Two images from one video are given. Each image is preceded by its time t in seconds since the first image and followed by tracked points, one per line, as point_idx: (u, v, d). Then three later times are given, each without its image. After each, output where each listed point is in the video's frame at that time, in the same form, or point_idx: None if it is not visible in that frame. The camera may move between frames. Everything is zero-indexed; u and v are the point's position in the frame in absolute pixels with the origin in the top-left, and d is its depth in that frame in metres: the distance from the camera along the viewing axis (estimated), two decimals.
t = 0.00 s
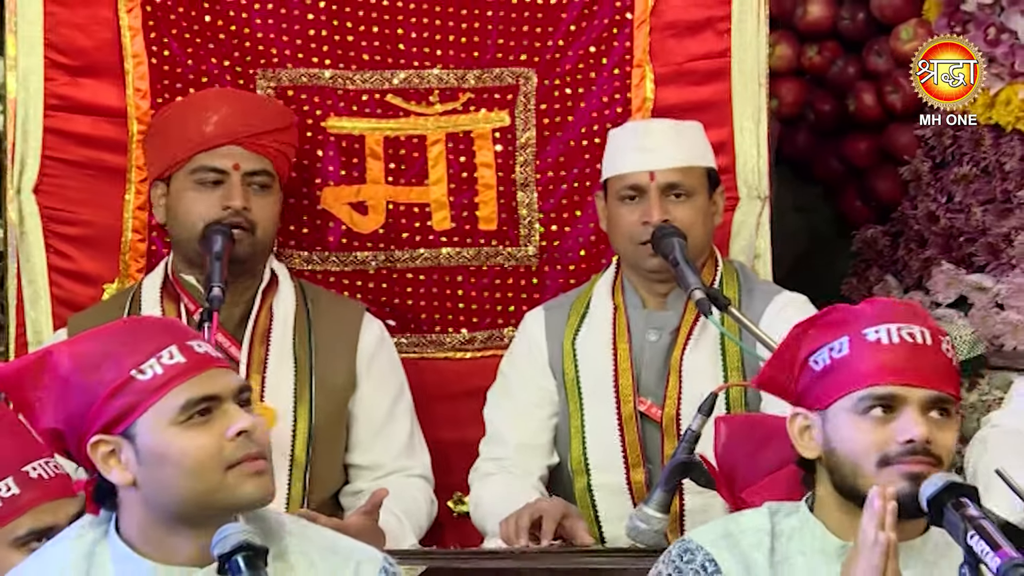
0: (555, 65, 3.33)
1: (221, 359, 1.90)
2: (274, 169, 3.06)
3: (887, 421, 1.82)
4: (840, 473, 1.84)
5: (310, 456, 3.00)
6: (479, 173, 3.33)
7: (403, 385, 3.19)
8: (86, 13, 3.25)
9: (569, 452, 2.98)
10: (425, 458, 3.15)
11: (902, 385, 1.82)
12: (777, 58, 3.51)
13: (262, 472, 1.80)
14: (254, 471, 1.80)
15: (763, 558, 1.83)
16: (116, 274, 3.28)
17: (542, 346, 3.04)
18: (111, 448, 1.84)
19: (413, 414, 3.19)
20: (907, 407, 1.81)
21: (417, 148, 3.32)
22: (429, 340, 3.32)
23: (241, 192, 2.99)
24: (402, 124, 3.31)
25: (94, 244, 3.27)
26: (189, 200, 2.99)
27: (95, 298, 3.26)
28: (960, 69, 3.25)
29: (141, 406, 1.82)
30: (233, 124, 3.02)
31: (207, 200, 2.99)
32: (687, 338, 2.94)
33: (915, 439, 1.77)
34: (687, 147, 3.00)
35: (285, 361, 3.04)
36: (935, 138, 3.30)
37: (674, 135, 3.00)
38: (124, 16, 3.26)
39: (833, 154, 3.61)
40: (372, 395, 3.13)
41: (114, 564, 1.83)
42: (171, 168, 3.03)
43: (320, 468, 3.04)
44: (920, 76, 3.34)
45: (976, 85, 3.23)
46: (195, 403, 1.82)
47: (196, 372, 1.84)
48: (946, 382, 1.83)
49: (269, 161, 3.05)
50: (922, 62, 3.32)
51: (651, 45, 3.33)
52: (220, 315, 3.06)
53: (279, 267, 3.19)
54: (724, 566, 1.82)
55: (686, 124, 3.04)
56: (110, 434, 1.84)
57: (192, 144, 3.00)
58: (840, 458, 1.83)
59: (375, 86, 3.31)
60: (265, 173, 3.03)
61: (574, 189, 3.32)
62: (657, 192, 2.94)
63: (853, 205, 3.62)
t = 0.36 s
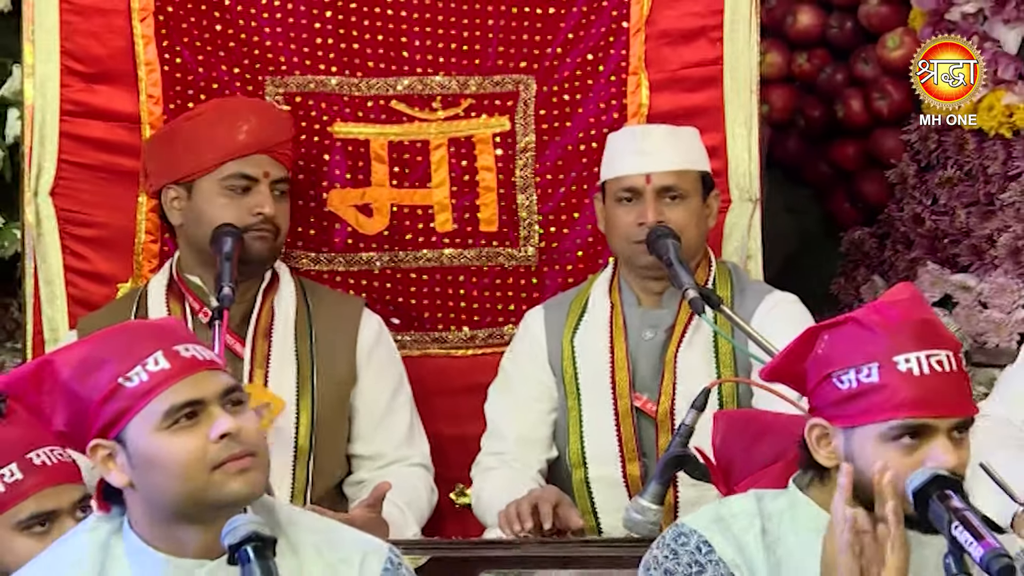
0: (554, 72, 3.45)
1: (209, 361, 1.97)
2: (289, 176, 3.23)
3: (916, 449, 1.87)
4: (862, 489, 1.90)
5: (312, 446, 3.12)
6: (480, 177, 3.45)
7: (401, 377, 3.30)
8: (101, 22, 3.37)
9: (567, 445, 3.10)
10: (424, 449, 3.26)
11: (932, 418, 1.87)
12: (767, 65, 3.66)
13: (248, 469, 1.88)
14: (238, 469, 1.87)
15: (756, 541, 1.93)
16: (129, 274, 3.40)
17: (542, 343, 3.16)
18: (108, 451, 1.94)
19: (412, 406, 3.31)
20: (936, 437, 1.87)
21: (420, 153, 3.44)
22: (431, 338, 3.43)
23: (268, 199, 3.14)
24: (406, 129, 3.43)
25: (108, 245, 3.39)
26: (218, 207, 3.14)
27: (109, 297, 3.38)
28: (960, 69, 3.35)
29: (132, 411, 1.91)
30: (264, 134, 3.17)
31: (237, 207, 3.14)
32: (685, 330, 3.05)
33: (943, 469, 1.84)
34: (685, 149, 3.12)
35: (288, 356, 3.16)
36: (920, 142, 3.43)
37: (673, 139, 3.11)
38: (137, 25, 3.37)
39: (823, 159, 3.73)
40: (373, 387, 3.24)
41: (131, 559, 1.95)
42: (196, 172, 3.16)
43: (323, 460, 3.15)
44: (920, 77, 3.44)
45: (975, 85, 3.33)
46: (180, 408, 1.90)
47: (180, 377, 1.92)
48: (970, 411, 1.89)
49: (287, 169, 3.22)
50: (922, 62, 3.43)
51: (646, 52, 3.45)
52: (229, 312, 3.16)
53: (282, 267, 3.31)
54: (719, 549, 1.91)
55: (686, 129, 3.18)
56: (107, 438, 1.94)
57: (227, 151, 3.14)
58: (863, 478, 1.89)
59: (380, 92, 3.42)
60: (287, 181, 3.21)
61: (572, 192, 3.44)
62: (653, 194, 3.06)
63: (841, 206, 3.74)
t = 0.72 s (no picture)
0: (553, 78, 3.57)
1: (248, 356, 2.08)
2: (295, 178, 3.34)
3: (904, 435, 1.98)
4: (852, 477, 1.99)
5: (320, 442, 3.25)
6: (482, 180, 3.57)
7: (406, 374, 3.41)
8: (114, 30, 3.49)
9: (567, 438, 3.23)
10: (428, 442, 3.38)
11: (917, 406, 1.98)
12: (759, 73, 3.78)
13: (285, 461, 1.99)
14: (277, 461, 1.98)
15: (738, 528, 2.03)
16: (143, 274, 3.52)
17: (541, 339, 3.28)
18: (145, 437, 2.04)
19: (417, 401, 3.42)
20: (923, 423, 1.98)
21: (423, 156, 3.56)
22: (434, 335, 3.56)
23: (274, 200, 3.26)
24: (410, 133, 3.55)
25: (122, 245, 3.51)
26: (226, 207, 3.26)
27: (123, 296, 3.50)
28: (960, 69, 3.50)
29: (175, 399, 2.01)
30: (268, 137, 3.29)
31: (245, 208, 3.25)
32: (676, 334, 3.16)
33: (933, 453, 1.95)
34: (680, 155, 3.25)
35: (296, 355, 3.29)
36: (907, 147, 3.56)
37: (668, 144, 3.24)
38: (150, 33, 3.49)
39: (813, 163, 3.86)
40: (379, 383, 3.36)
41: (145, 546, 2.03)
42: (206, 176, 3.28)
43: (331, 455, 3.28)
44: (920, 77, 3.58)
45: (975, 85, 3.48)
46: (226, 398, 2.01)
47: (225, 369, 2.02)
48: (951, 399, 2.01)
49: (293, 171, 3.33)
50: (922, 62, 3.57)
51: (642, 60, 3.58)
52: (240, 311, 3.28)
53: (291, 267, 3.42)
54: (701, 535, 2.01)
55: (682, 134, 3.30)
56: (145, 424, 2.03)
57: (235, 154, 3.27)
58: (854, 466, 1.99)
59: (385, 98, 3.55)
60: (293, 182, 3.32)
61: (571, 195, 3.56)
62: (647, 197, 3.18)
63: (830, 208, 3.86)
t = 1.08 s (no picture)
0: (553, 82, 3.70)
1: (251, 350, 2.20)
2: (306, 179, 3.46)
3: (876, 403, 2.10)
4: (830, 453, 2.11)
5: (328, 433, 3.38)
6: (484, 180, 3.70)
7: (412, 368, 3.54)
8: (128, 35, 3.61)
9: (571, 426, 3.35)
10: (433, 434, 3.51)
11: (886, 372, 2.11)
12: (751, 77, 3.91)
13: (282, 452, 2.10)
14: (274, 453, 2.09)
15: (725, 517, 2.15)
16: (157, 270, 3.65)
17: (547, 331, 3.41)
18: (152, 429, 2.17)
19: (422, 394, 3.54)
20: (893, 388, 2.10)
21: (428, 157, 3.68)
22: (439, 330, 3.68)
23: (285, 199, 3.38)
24: (415, 135, 3.67)
25: (135, 243, 3.63)
26: (239, 207, 3.38)
27: (137, 292, 3.62)
28: (960, 69, 3.58)
29: (177, 393, 2.14)
30: (281, 139, 3.41)
31: (257, 207, 3.38)
32: (676, 331, 3.29)
33: (906, 415, 2.06)
34: (690, 168, 3.34)
35: (306, 349, 3.42)
36: (895, 148, 3.70)
37: (678, 157, 3.34)
38: (164, 38, 3.62)
39: (804, 163, 3.99)
40: (386, 377, 3.48)
41: (165, 532, 2.17)
42: (219, 175, 3.40)
43: (339, 447, 3.40)
44: (920, 77, 3.69)
45: (975, 86, 3.58)
46: (223, 392, 2.13)
47: (225, 363, 2.15)
48: (918, 365, 2.14)
49: (304, 171, 3.45)
50: (922, 62, 3.67)
51: (639, 64, 3.70)
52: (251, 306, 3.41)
53: (300, 264, 3.55)
54: (689, 525, 2.13)
55: (695, 143, 3.39)
56: (151, 417, 2.17)
57: (247, 155, 3.39)
58: (831, 439, 2.10)
59: (390, 101, 3.67)
60: (303, 183, 3.43)
61: (570, 194, 3.69)
62: (654, 207, 3.29)
63: (819, 207, 4.00)
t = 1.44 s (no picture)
0: (553, 83, 3.84)
1: (266, 344, 2.26)
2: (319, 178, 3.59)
3: (837, 365, 2.21)
4: (803, 419, 2.20)
5: (337, 423, 3.51)
6: (486, 178, 3.83)
7: (417, 361, 3.66)
8: (143, 39, 3.74)
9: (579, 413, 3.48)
10: (437, 424, 3.64)
11: (841, 336, 2.23)
12: (744, 78, 4.04)
13: (297, 442, 2.16)
14: (289, 443, 2.15)
15: (718, 504, 2.20)
16: (171, 265, 3.78)
17: (562, 318, 3.55)
18: (169, 419, 2.23)
19: (427, 385, 3.67)
20: (851, 350, 2.22)
21: (431, 156, 3.81)
22: (443, 323, 3.82)
23: (297, 198, 3.52)
24: (420, 134, 3.80)
25: (150, 239, 3.77)
26: (253, 203, 3.51)
27: (152, 286, 3.76)
28: (960, 69, 3.73)
29: (196, 385, 2.20)
30: (293, 139, 3.54)
31: (269, 205, 3.51)
32: (687, 328, 3.43)
33: (867, 371, 2.18)
34: (725, 176, 3.48)
35: (316, 342, 3.55)
36: (882, 147, 3.88)
37: (715, 165, 3.46)
38: (177, 41, 3.75)
39: (795, 162, 4.09)
40: (393, 368, 3.61)
41: (177, 518, 2.22)
42: (234, 172, 3.53)
43: (346, 436, 3.53)
44: (920, 76, 3.82)
45: (974, 85, 3.73)
46: (240, 384, 2.20)
47: (242, 356, 2.21)
48: (873, 329, 2.25)
49: (315, 170, 3.59)
50: (922, 62, 3.81)
51: (636, 67, 3.84)
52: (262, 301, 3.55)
53: (310, 259, 3.67)
54: (685, 512, 2.17)
55: (733, 150, 3.52)
56: (169, 407, 2.22)
57: (262, 155, 3.52)
58: (798, 403, 2.21)
59: (396, 102, 3.80)
60: (315, 181, 3.57)
61: (569, 192, 3.84)
62: (685, 211, 3.42)
63: (810, 205, 4.10)
